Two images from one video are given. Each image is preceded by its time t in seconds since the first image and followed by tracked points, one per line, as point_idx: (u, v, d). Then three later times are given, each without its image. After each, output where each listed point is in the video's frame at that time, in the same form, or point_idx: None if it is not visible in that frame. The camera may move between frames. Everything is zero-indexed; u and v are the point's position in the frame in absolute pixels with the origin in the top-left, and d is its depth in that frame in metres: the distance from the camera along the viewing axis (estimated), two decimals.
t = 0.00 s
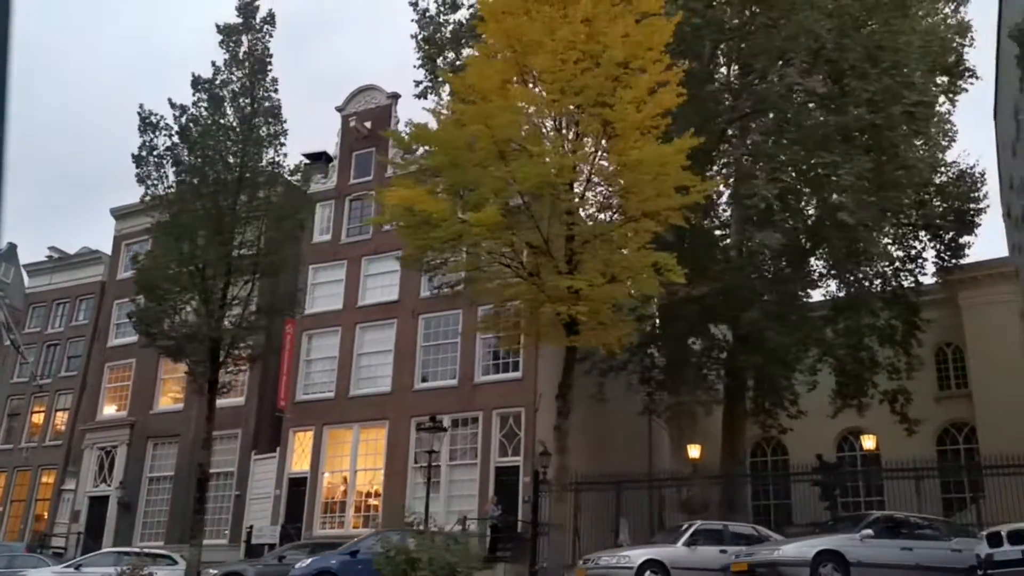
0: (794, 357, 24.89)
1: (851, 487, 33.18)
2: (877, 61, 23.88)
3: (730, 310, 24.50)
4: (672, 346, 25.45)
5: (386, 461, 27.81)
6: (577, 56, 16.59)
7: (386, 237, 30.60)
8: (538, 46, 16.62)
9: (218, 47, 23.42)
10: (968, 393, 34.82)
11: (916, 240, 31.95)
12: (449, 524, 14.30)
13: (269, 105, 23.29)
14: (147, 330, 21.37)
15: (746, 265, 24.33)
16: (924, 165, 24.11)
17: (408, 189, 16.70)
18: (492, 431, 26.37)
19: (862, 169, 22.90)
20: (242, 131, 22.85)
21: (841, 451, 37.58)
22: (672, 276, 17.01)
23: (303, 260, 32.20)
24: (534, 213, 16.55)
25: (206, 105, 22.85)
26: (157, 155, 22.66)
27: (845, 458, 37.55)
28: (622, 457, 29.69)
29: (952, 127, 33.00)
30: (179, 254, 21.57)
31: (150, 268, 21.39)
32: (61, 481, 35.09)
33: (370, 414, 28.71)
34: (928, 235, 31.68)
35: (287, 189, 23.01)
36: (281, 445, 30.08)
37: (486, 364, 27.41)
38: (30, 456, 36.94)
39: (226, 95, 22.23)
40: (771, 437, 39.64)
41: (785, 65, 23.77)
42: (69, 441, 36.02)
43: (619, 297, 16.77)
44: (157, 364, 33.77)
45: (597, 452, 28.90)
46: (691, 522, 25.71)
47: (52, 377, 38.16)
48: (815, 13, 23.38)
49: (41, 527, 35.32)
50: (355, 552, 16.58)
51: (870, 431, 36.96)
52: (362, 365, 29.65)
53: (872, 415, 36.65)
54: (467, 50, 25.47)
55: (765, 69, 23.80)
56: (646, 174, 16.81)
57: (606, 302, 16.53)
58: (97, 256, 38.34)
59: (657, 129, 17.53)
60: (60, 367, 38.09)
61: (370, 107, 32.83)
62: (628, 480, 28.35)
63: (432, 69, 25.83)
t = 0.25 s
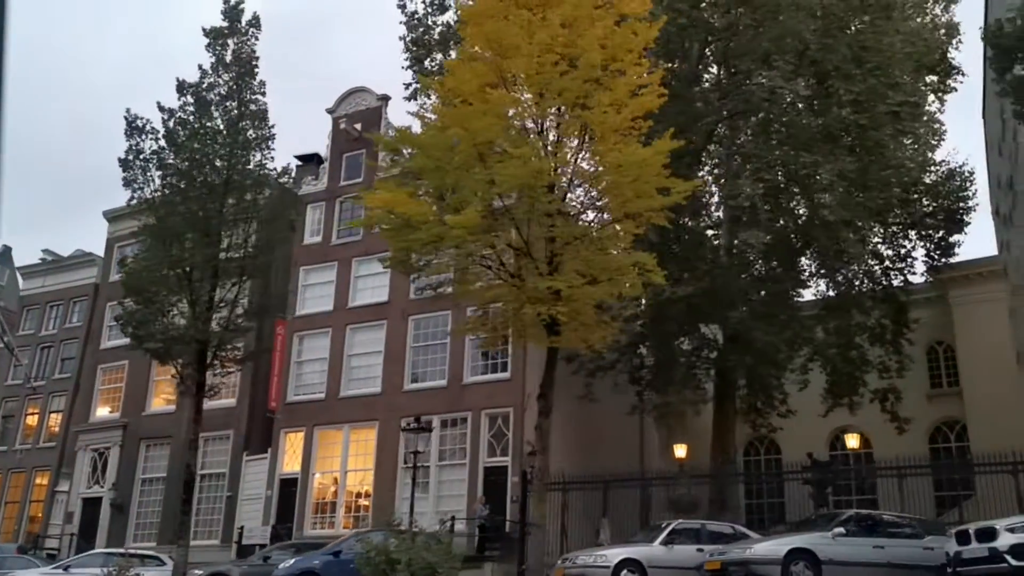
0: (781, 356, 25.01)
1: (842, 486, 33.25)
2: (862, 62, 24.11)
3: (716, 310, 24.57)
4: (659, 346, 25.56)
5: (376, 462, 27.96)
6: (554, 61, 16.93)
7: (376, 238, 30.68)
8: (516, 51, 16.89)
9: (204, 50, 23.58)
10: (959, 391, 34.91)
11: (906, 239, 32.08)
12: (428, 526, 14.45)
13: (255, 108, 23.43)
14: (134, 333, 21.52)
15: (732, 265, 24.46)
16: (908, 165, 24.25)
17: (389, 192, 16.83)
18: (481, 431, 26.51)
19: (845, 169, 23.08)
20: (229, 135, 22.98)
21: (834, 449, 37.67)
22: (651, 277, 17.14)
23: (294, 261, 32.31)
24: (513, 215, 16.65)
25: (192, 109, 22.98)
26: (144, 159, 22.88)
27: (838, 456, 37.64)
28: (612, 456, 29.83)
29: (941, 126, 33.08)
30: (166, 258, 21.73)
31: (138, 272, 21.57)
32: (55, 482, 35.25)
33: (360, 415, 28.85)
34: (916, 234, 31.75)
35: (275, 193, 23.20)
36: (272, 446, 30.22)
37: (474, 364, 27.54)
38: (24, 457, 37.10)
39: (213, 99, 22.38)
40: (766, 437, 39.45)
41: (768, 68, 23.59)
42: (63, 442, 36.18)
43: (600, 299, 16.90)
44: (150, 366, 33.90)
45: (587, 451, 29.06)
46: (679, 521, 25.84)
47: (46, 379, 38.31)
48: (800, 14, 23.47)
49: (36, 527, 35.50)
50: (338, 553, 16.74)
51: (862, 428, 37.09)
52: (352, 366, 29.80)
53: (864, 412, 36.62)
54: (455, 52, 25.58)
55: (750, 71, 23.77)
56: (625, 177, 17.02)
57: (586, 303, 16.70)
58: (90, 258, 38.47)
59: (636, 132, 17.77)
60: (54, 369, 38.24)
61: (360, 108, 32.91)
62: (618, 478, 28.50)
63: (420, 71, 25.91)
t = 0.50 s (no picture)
0: (769, 358, 25.08)
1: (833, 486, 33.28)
2: (848, 65, 24.22)
3: (704, 312, 24.65)
4: (648, 347, 25.66)
5: (366, 462, 28.09)
6: (533, 65, 17.12)
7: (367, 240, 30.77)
8: (494, 56, 17.10)
9: (193, 54, 23.79)
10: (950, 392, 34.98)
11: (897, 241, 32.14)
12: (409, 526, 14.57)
13: (244, 111, 23.63)
14: (123, 335, 21.68)
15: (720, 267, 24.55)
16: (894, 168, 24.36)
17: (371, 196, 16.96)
18: (470, 432, 26.64)
19: (830, 172, 23.26)
20: (217, 138, 23.16)
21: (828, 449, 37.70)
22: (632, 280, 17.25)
23: (286, 263, 32.40)
24: (495, 218, 16.74)
25: (181, 112, 23.17)
26: (134, 162, 23.07)
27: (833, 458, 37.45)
28: (603, 457, 29.92)
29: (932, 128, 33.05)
30: (155, 261, 21.90)
31: (128, 275, 21.77)
32: (50, 483, 35.41)
33: (351, 416, 28.98)
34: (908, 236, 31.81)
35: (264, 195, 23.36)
36: (264, 447, 30.36)
37: (464, 366, 27.67)
38: (19, 458, 37.27)
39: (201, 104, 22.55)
40: (759, 437, 39.42)
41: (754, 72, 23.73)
42: (58, 443, 36.34)
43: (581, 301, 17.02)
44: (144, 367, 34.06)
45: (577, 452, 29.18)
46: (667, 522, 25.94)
47: (41, 380, 38.48)
48: (786, 18, 23.60)
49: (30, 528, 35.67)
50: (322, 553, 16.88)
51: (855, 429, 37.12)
52: (344, 368, 29.93)
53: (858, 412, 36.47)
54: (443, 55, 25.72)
55: (736, 75, 23.86)
56: (605, 179, 17.16)
57: (569, 303, 16.86)
58: (85, 260, 38.63)
59: (618, 136, 17.91)
60: (49, 370, 38.41)
61: (352, 110, 33.04)
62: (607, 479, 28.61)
63: (409, 74, 26.01)
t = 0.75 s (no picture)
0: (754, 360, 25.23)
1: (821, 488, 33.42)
2: (832, 70, 24.33)
3: (688, 315, 24.82)
4: (634, 350, 25.81)
5: (354, 464, 28.24)
6: (512, 72, 17.29)
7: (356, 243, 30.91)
8: (473, 62, 17.25)
9: (179, 58, 24.06)
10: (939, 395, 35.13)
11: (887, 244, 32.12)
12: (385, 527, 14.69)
13: (230, 115, 23.90)
14: (110, 337, 21.88)
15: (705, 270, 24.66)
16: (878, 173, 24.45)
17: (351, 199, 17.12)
18: (457, 434, 26.79)
19: (814, 176, 23.43)
20: (204, 142, 23.41)
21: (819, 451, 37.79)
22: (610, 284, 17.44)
23: (276, 266, 32.51)
24: (474, 222, 16.89)
25: (167, 116, 23.41)
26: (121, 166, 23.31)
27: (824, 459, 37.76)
28: (591, 459, 30.07)
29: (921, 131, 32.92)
30: (141, 264, 22.11)
31: (115, 281, 22.04)
32: (42, 484, 35.57)
33: (340, 418, 29.15)
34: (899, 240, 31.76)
35: (250, 199, 23.55)
36: (253, 448, 30.52)
37: (451, 368, 27.82)
38: (12, 459, 37.44)
39: (188, 108, 22.79)
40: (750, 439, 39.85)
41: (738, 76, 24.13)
42: (50, 444, 36.51)
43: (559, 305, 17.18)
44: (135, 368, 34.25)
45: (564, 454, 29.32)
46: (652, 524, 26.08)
47: (33, 381, 38.65)
48: (770, 23, 23.76)
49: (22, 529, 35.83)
50: (302, 554, 17.02)
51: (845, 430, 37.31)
52: (333, 370, 30.10)
53: (846, 413, 36.78)
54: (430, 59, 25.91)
55: (720, 80, 24.12)
56: (583, 183, 17.32)
57: (547, 307, 17.03)
58: (77, 262, 38.81)
59: (598, 141, 18.12)
60: (41, 371, 38.56)
61: (343, 113, 33.25)
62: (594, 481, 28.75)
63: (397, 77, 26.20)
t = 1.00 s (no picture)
0: (739, 361, 25.36)
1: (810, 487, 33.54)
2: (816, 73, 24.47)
3: (673, 316, 24.96)
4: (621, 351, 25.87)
5: (341, 463, 28.32)
6: (491, 74, 17.40)
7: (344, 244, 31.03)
8: (453, 64, 17.30)
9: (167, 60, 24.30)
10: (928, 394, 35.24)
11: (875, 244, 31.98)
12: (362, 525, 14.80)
13: (216, 117, 24.18)
14: (97, 338, 22.06)
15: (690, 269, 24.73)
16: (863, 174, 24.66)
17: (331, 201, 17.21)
18: (444, 433, 26.88)
19: (799, 179, 23.54)
20: (191, 143, 23.63)
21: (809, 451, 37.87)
22: (589, 285, 17.54)
23: (266, 266, 32.57)
24: (453, 223, 16.97)
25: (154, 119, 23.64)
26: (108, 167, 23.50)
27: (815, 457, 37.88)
28: (579, 458, 30.15)
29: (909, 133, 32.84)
30: (128, 266, 22.28)
31: (102, 281, 22.22)
32: (33, 483, 35.68)
33: (328, 417, 29.25)
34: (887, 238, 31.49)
35: (237, 200, 23.77)
36: (242, 448, 30.63)
37: (439, 368, 27.89)
38: (4, 458, 37.55)
39: (174, 110, 22.96)
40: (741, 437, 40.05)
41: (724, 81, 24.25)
42: (41, 443, 36.63)
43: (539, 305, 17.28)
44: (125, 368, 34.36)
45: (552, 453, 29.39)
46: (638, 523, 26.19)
47: (25, 381, 38.75)
48: (754, 26, 23.83)
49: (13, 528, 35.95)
50: (283, 552, 17.17)
51: (837, 430, 37.41)
52: (321, 369, 30.21)
53: (835, 413, 36.91)
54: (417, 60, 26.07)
55: (705, 84, 24.30)
56: (564, 186, 17.50)
57: (526, 307, 17.13)
58: (69, 261, 38.91)
59: (580, 144, 18.30)
60: (33, 370, 38.68)
61: (332, 114, 33.38)
62: (581, 480, 28.85)
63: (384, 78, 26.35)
